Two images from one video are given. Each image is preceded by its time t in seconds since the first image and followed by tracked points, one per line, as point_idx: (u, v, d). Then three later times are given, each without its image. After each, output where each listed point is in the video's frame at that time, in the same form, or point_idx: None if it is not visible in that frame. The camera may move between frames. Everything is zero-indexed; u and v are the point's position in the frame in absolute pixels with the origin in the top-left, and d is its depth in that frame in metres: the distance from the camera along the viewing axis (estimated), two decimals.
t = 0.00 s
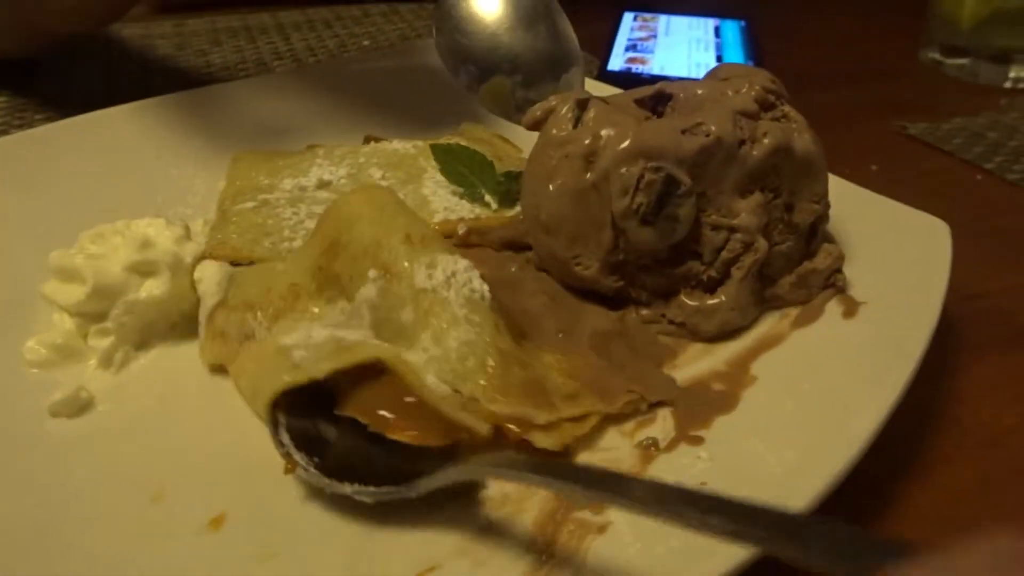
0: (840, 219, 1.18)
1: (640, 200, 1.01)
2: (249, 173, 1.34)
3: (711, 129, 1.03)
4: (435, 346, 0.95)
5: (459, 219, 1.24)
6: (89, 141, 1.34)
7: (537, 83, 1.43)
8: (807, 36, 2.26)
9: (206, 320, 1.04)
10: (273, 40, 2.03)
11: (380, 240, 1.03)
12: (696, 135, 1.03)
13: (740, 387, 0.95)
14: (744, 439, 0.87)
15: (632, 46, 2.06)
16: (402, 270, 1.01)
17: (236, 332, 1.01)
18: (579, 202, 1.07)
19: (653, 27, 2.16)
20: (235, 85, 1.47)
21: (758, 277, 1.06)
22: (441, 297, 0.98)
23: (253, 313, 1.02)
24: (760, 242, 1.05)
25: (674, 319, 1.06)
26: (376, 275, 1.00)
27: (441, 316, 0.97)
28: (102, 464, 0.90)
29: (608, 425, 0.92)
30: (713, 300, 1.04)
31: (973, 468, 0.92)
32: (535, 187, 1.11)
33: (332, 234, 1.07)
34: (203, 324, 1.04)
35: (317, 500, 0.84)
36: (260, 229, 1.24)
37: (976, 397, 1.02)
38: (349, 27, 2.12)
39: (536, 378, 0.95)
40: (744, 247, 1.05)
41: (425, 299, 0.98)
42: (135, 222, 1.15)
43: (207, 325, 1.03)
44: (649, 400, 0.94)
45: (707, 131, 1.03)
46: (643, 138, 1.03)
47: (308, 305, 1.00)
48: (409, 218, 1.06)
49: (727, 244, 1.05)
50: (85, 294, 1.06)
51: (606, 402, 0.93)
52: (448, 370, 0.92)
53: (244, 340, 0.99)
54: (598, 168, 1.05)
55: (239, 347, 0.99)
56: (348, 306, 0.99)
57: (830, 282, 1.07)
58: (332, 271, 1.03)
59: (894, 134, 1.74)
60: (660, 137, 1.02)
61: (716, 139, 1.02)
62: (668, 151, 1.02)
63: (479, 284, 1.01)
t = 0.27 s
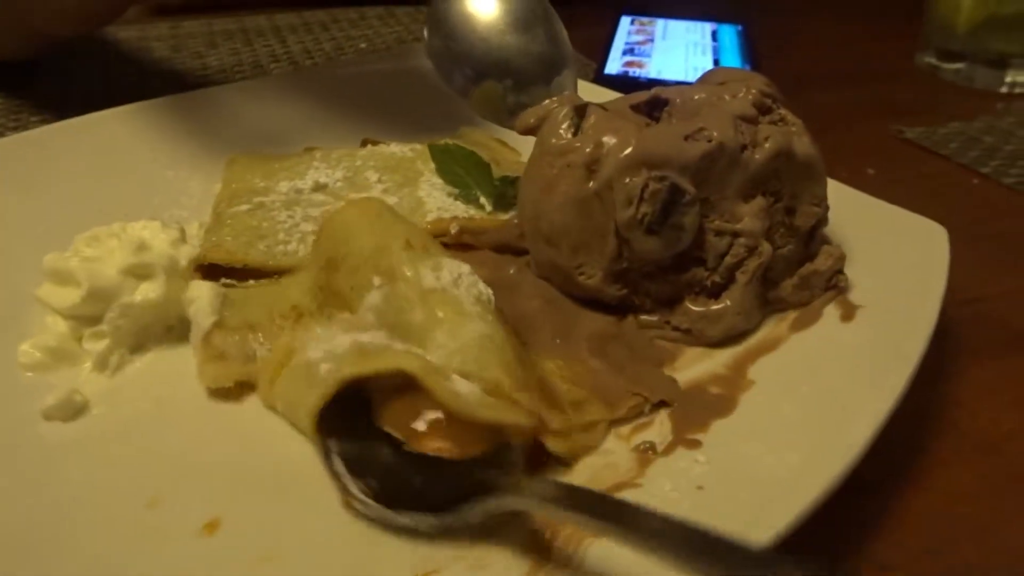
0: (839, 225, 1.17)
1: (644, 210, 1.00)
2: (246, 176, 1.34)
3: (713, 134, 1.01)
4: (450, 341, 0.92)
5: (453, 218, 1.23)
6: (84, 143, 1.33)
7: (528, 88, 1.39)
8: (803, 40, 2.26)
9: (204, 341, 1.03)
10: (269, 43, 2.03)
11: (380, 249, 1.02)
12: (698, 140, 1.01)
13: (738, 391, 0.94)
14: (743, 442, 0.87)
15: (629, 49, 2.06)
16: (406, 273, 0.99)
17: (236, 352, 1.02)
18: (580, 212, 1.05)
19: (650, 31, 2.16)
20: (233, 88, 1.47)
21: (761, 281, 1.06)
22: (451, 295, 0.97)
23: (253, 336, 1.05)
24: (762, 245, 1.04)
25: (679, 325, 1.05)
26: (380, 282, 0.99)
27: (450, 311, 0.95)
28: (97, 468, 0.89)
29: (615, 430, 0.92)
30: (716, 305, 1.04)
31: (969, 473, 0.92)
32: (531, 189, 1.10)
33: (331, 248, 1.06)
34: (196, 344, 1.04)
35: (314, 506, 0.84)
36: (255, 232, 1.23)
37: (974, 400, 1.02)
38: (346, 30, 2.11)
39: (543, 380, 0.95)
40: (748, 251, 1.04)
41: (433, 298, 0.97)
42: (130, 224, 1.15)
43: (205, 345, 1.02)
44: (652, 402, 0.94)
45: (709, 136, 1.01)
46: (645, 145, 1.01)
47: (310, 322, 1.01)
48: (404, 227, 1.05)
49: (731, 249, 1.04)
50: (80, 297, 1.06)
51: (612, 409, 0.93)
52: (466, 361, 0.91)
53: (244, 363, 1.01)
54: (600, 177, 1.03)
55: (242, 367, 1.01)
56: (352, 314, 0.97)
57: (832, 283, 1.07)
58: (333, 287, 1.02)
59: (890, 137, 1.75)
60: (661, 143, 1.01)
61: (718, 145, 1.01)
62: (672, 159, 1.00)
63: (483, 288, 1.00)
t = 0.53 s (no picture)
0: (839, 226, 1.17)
1: (650, 221, 1.00)
2: (243, 177, 1.33)
3: (716, 138, 1.02)
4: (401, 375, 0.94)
5: (447, 215, 1.21)
6: (81, 144, 1.33)
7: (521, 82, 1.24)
8: (800, 42, 2.26)
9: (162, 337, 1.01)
10: (266, 43, 2.02)
11: (353, 262, 1.00)
12: (702, 145, 1.02)
13: (737, 393, 0.94)
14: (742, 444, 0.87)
15: (627, 50, 2.06)
16: (372, 291, 0.97)
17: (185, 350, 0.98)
18: (586, 220, 1.05)
19: (648, 33, 2.16)
20: (229, 89, 1.46)
21: (766, 283, 1.05)
22: (413, 317, 0.96)
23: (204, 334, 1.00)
24: (768, 248, 1.04)
25: (687, 330, 1.05)
26: (345, 296, 0.96)
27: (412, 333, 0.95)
28: (94, 470, 0.89)
29: (584, 435, 0.93)
30: (722, 308, 1.04)
31: (969, 474, 0.92)
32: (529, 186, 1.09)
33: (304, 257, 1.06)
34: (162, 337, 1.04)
35: (312, 508, 0.84)
36: (253, 232, 1.23)
37: (971, 401, 1.02)
38: (342, 30, 2.11)
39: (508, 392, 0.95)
40: (754, 254, 1.04)
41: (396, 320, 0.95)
42: (127, 224, 1.14)
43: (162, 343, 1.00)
44: (625, 412, 0.94)
45: (713, 141, 1.02)
46: (648, 150, 1.01)
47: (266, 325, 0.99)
48: (378, 242, 1.03)
49: (737, 252, 1.04)
50: (75, 297, 1.05)
51: (584, 414, 0.93)
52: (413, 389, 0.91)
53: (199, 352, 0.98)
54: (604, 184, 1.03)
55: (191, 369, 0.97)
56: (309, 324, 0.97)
57: (835, 282, 1.07)
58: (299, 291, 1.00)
59: (888, 139, 1.75)
60: (666, 150, 1.01)
61: (722, 149, 1.01)
62: (676, 164, 1.01)
63: (450, 302, 0.99)
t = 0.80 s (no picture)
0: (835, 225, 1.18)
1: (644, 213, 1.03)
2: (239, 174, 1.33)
3: (711, 134, 1.02)
4: (403, 366, 0.98)
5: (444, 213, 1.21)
6: (75, 140, 1.31)
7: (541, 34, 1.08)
8: (797, 39, 2.26)
9: (155, 334, 1.03)
10: (263, 41, 2.02)
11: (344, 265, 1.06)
12: (696, 140, 1.02)
13: (734, 390, 0.94)
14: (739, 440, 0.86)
15: (625, 48, 2.05)
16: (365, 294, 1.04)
17: (183, 346, 1.00)
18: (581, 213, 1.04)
19: (645, 30, 2.15)
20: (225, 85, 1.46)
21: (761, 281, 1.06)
22: (405, 319, 1.01)
23: (203, 331, 1.03)
24: (762, 245, 1.04)
25: (681, 326, 1.05)
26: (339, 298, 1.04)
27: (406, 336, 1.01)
28: (87, 468, 0.88)
29: (581, 433, 0.93)
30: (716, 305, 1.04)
31: (964, 471, 0.92)
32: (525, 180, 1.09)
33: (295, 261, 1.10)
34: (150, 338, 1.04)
35: (308, 506, 0.84)
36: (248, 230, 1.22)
37: (969, 398, 1.02)
38: (339, 28, 2.10)
39: (502, 393, 0.95)
40: (748, 250, 1.05)
41: (390, 323, 1.02)
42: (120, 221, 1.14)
43: (155, 339, 1.02)
44: (622, 410, 0.93)
45: (707, 136, 1.02)
46: (643, 146, 1.02)
47: (265, 327, 1.05)
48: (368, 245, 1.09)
49: (731, 248, 1.05)
50: (67, 295, 1.04)
51: (581, 412, 0.93)
52: (415, 388, 0.96)
53: (195, 356, 1.00)
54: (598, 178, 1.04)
55: (191, 362, 0.99)
56: (309, 326, 1.04)
57: (832, 280, 1.06)
58: (294, 296, 1.07)
59: (885, 136, 1.74)
60: (661, 145, 1.02)
61: (717, 144, 1.01)
62: (671, 159, 1.01)
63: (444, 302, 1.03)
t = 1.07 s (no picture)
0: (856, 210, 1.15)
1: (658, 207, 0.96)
2: (246, 162, 1.30)
3: (729, 121, 0.98)
4: (416, 360, 0.94)
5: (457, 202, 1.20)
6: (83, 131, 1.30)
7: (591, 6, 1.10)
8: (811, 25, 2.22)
9: (162, 327, 1.00)
10: (269, 28, 1.99)
11: (355, 255, 1.03)
12: (715, 128, 0.98)
13: (754, 386, 0.93)
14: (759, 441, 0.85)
15: (636, 34, 2.05)
16: (377, 287, 1.00)
17: (191, 339, 0.98)
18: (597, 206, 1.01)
19: (657, 18, 2.16)
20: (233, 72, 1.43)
21: (782, 273, 1.01)
22: (418, 313, 0.98)
23: (211, 323, 0.99)
24: (784, 241, 0.99)
25: (697, 318, 1.01)
26: (351, 291, 1.00)
27: (420, 330, 0.97)
28: (96, 463, 0.87)
29: (598, 427, 0.91)
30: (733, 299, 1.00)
31: (991, 465, 0.90)
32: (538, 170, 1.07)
33: (303, 249, 1.05)
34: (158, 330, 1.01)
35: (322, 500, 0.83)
36: (256, 220, 1.19)
37: (993, 392, 1.00)
38: (346, 15, 2.08)
39: (518, 385, 0.93)
40: (767, 242, 0.98)
41: (402, 316, 0.98)
42: (127, 211, 1.11)
43: (162, 332, 0.99)
44: (640, 403, 0.91)
45: (726, 123, 0.98)
46: (659, 131, 0.98)
47: (274, 321, 1.00)
48: (382, 233, 1.05)
49: (749, 240, 0.98)
50: (74, 286, 1.02)
51: (598, 405, 0.91)
52: (427, 384, 0.92)
53: (202, 349, 0.97)
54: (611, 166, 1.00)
55: (200, 356, 0.96)
56: (319, 318, 0.99)
57: (854, 272, 1.04)
58: (305, 287, 1.02)
59: (903, 124, 1.71)
60: (677, 131, 0.97)
61: (734, 132, 0.97)
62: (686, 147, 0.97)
63: (457, 294, 0.98)
